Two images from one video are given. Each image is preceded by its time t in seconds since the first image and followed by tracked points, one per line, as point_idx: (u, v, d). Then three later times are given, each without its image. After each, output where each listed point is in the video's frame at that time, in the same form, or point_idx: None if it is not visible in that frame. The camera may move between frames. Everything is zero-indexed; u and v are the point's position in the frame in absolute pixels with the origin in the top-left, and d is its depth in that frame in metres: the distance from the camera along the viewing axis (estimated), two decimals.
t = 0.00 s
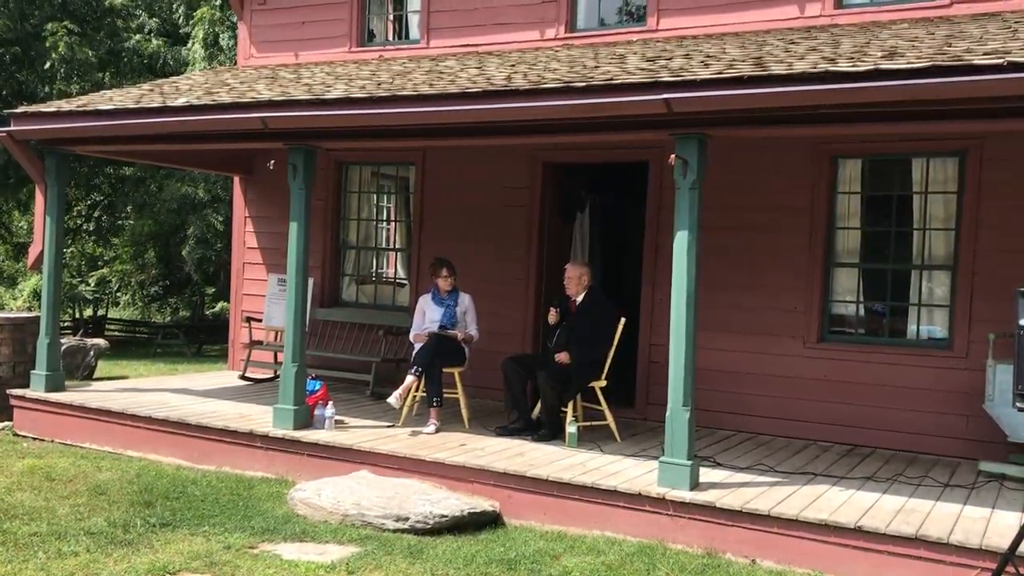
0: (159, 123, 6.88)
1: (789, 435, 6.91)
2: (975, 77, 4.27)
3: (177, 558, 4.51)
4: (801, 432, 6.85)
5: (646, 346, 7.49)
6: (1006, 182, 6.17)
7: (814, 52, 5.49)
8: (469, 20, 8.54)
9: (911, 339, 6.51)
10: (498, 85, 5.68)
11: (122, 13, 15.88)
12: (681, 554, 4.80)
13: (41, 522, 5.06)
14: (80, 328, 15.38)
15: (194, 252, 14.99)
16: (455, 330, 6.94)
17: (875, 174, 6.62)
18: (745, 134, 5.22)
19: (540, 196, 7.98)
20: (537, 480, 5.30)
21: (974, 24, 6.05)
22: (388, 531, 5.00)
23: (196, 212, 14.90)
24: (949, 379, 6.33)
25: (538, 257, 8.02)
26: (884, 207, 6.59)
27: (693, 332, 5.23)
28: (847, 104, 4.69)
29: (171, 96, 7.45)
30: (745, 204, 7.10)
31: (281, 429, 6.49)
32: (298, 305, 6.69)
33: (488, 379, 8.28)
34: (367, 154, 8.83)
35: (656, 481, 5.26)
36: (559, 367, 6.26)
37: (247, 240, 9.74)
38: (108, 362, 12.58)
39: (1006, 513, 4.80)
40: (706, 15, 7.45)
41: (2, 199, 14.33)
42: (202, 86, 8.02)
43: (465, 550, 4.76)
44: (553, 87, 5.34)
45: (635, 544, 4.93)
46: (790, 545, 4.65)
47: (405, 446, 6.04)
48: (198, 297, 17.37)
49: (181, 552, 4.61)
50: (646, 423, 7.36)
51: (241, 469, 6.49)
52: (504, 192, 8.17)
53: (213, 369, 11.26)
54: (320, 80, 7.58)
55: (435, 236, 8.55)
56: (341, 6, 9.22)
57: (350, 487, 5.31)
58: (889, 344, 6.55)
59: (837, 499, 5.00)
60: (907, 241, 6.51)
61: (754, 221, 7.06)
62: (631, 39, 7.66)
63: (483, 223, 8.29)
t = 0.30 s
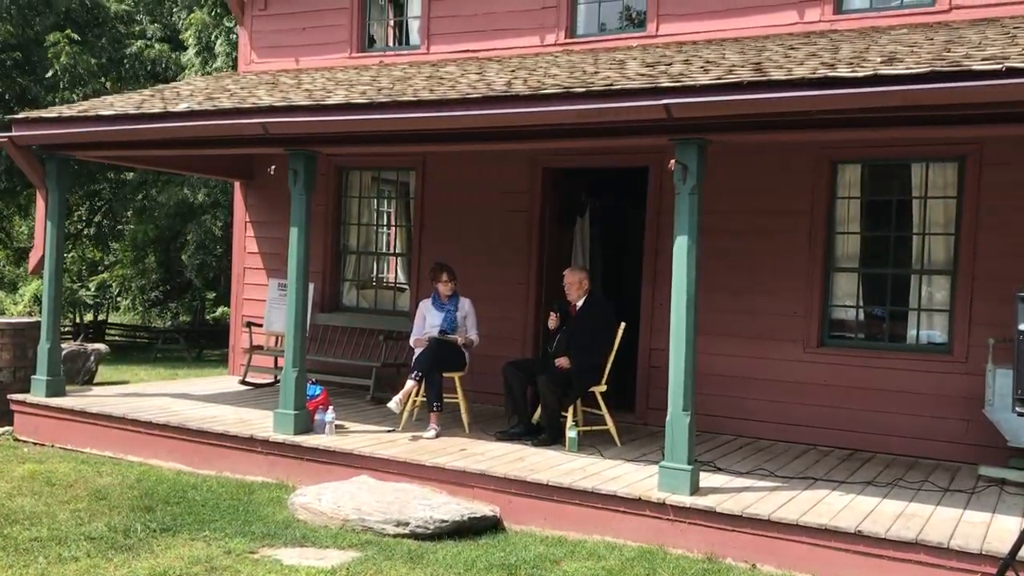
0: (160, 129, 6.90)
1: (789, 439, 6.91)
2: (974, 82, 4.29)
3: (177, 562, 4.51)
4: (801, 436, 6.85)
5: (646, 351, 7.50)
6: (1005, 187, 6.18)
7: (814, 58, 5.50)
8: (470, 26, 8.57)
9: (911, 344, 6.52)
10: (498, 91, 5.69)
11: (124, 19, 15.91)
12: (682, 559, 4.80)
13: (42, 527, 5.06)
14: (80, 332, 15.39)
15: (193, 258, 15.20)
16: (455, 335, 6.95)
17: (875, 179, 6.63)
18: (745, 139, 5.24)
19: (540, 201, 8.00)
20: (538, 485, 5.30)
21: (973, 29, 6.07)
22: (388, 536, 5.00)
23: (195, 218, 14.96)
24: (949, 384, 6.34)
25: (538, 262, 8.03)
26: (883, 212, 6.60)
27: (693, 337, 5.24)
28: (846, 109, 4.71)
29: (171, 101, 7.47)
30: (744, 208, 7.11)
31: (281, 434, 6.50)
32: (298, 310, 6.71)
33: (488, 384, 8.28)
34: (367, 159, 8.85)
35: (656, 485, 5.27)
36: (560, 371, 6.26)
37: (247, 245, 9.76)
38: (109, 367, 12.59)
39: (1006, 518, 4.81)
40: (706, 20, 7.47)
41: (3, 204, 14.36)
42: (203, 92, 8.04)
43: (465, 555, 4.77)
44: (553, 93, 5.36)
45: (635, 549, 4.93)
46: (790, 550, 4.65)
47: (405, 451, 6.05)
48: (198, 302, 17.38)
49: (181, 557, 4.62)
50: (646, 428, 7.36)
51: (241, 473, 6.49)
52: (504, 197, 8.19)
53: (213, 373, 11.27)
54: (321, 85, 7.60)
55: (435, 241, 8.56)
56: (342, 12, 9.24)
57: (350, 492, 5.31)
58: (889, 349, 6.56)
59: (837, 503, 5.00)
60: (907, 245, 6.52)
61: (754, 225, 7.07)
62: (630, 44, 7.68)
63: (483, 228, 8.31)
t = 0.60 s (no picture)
0: (160, 134, 6.91)
1: (789, 445, 6.90)
2: (974, 89, 4.29)
3: (177, 568, 4.50)
4: (802, 442, 6.85)
5: (646, 357, 7.49)
6: (1005, 193, 6.19)
7: (814, 64, 5.51)
8: (470, 31, 8.58)
9: (911, 349, 6.52)
10: (499, 96, 5.69)
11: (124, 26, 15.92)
12: (682, 565, 4.79)
13: (41, 533, 5.05)
14: (80, 337, 15.39)
15: (192, 263, 15.32)
16: (455, 341, 6.95)
17: (875, 184, 6.63)
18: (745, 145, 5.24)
19: (540, 206, 8.00)
20: (538, 491, 5.29)
21: (973, 35, 6.08)
22: (388, 541, 4.99)
23: (195, 224, 15.12)
24: (949, 390, 6.33)
25: (538, 267, 8.03)
26: (883, 217, 6.60)
27: (693, 342, 5.23)
28: (847, 115, 4.71)
29: (172, 107, 7.48)
30: (745, 213, 7.11)
31: (281, 440, 6.48)
32: (299, 315, 6.71)
33: (488, 389, 8.28)
34: (368, 165, 8.85)
35: (657, 491, 5.25)
36: (559, 377, 6.25)
37: (247, 250, 9.76)
38: (108, 372, 12.57)
39: (1007, 524, 4.80)
40: (706, 26, 7.49)
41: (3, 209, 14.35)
42: (203, 97, 8.05)
43: (466, 561, 4.75)
44: (554, 98, 5.36)
45: (636, 555, 4.92)
46: (791, 556, 4.64)
47: (405, 456, 6.04)
48: (198, 307, 17.38)
49: (181, 562, 4.61)
50: (646, 433, 7.35)
51: (241, 479, 6.49)
52: (504, 202, 8.19)
53: (213, 379, 11.26)
54: (321, 91, 7.62)
55: (435, 246, 8.56)
56: (342, 17, 9.26)
57: (350, 497, 5.30)
58: (889, 355, 6.55)
59: (837, 509, 5.00)
60: (907, 251, 6.52)
61: (755, 230, 7.07)
62: (631, 50, 7.69)
63: (484, 233, 8.31)
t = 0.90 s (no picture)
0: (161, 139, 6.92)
1: (790, 449, 6.90)
2: (974, 93, 4.29)
3: (177, 572, 4.50)
4: (802, 446, 6.84)
5: (646, 361, 7.49)
6: (1005, 197, 6.19)
7: (814, 68, 5.52)
8: (470, 36, 8.60)
9: (912, 353, 6.52)
10: (499, 101, 5.70)
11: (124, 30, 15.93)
12: (682, 569, 4.79)
13: (41, 536, 5.05)
14: (80, 341, 15.39)
15: (192, 265, 15.14)
16: (455, 344, 6.94)
17: (875, 188, 6.64)
18: (746, 149, 5.24)
19: (540, 210, 8.01)
20: (538, 495, 5.29)
21: (973, 40, 6.09)
22: (388, 545, 4.99)
23: (196, 226, 14.89)
24: (949, 394, 6.33)
25: (538, 271, 8.03)
26: (883, 222, 6.61)
27: (693, 346, 5.23)
28: (847, 119, 4.72)
29: (173, 110, 7.48)
30: (745, 217, 7.11)
31: (281, 444, 6.48)
32: (299, 319, 6.71)
33: (489, 393, 8.28)
34: (368, 169, 8.87)
35: (657, 495, 5.25)
36: (559, 381, 6.26)
37: (248, 254, 9.77)
38: (108, 375, 12.57)
39: (1007, 529, 4.79)
40: (706, 31, 7.50)
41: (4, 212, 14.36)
42: (204, 101, 8.06)
43: (465, 565, 4.75)
44: (554, 103, 5.37)
45: (636, 559, 4.92)
46: (791, 560, 4.64)
47: (405, 460, 6.04)
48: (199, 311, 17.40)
49: (181, 566, 4.60)
50: (647, 437, 7.35)
51: (241, 483, 6.48)
52: (504, 206, 8.20)
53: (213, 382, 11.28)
54: (321, 95, 7.62)
55: (436, 250, 8.57)
56: (343, 22, 9.28)
57: (350, 501, 5.30)
58: (889, 359, 6.56)
59: (838, 514, 4.99)
60: (907, 256, 6.52)
61: (755, 235, 7.07)
62: (631, 54, 7.70)
63: (484, 237, 8.31)
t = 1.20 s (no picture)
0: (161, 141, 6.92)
1: (788, 453, 6.90)
2: (973, 97, 4.30)
3: None
4: (801, 450, 6.84)
5: (646, 364, 7.50)
6: (1004, 201, 6.20)
7: (813, 72, 5.52)
8: (470, 39, 8.61)
9: (911, 357, 6.53)
10: (499, 104, 5.71)
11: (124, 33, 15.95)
12: (681, 573, 4.79)
13: (39, 539, 5.04)
14: (79, 343, 15.38)
15: (192, 268, 15.26)
16: (455, 347, 6.93)
17: (874, 192, 6.64)
18: (745, 153, 5.25)
19: (540, 213, 8.02)
20: (537, 498, 5.29)
21: (972, 44, 6.09)
22: (387, 548, 4.99)
23: (196, 228, 14.89)
24: (948, 398, 6.34)
25: (537, 274, 8.04)
26: (882, 226, 6.62)
27: (693, 350, 5.23)
28: (846, 123, 4.72)
29: (173, 113, 7.49)
30: (745, 221, 7.12)
31: (281, 446, 6.48)
32: (299, 322, 6.71)
33: (488, 396, 8.27)
34: (367, 172, 8.88)
35: (656, 499, 5.25)
36: (559, 384, 6.26)
37: (247, 256, 9.76)
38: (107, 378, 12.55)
39: (1006, 533, 4.79)
40: (706, 34, 7.51)
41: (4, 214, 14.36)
42: (204, 103, 8.07)
43: (464, 568, 4.75)
44: (553, 106, 5.38)
45: (635, 563, 4.92)
46: (791, 564, 4.63)
47: (404, 463, 6.04)
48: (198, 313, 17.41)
49: (180, 569, 4.60)
50: (646, 441, 7.35)
51: (240, 485, 6.48)
52: (504, 209, 8.21)
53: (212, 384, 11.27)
54: (321, 97, 7.63)
55: (435, 253, 8.57)
56: (343, 25, 9.29)
57: (349, 505, 5.30)
58: (888, 363, 6.56)
59: (837, 517, 5.00)
60: (906, 260, 6.53)
61: (754, 238, 7.08)
62: (630, 58, 7.71)
63: (484, 240, 8.32)
